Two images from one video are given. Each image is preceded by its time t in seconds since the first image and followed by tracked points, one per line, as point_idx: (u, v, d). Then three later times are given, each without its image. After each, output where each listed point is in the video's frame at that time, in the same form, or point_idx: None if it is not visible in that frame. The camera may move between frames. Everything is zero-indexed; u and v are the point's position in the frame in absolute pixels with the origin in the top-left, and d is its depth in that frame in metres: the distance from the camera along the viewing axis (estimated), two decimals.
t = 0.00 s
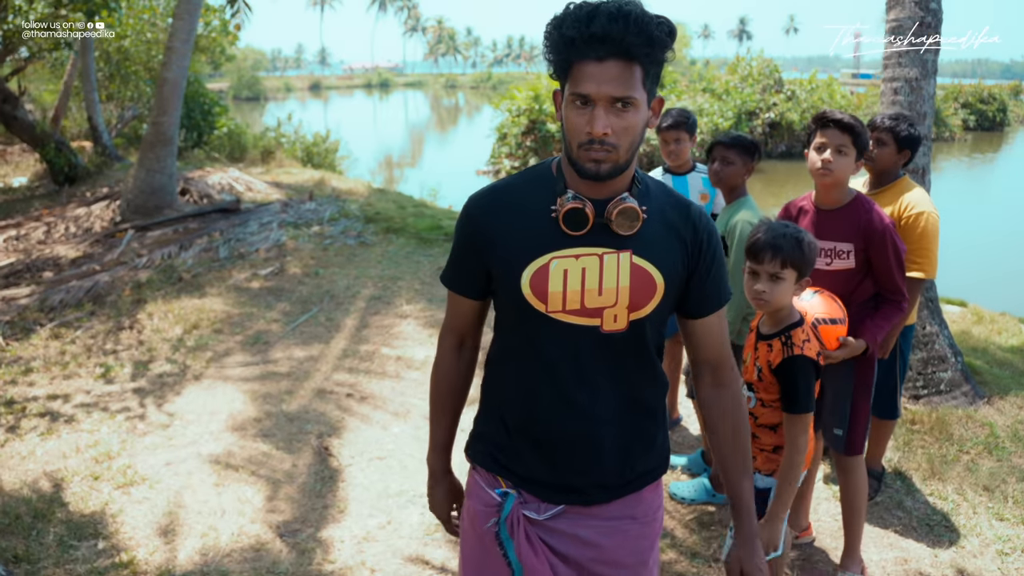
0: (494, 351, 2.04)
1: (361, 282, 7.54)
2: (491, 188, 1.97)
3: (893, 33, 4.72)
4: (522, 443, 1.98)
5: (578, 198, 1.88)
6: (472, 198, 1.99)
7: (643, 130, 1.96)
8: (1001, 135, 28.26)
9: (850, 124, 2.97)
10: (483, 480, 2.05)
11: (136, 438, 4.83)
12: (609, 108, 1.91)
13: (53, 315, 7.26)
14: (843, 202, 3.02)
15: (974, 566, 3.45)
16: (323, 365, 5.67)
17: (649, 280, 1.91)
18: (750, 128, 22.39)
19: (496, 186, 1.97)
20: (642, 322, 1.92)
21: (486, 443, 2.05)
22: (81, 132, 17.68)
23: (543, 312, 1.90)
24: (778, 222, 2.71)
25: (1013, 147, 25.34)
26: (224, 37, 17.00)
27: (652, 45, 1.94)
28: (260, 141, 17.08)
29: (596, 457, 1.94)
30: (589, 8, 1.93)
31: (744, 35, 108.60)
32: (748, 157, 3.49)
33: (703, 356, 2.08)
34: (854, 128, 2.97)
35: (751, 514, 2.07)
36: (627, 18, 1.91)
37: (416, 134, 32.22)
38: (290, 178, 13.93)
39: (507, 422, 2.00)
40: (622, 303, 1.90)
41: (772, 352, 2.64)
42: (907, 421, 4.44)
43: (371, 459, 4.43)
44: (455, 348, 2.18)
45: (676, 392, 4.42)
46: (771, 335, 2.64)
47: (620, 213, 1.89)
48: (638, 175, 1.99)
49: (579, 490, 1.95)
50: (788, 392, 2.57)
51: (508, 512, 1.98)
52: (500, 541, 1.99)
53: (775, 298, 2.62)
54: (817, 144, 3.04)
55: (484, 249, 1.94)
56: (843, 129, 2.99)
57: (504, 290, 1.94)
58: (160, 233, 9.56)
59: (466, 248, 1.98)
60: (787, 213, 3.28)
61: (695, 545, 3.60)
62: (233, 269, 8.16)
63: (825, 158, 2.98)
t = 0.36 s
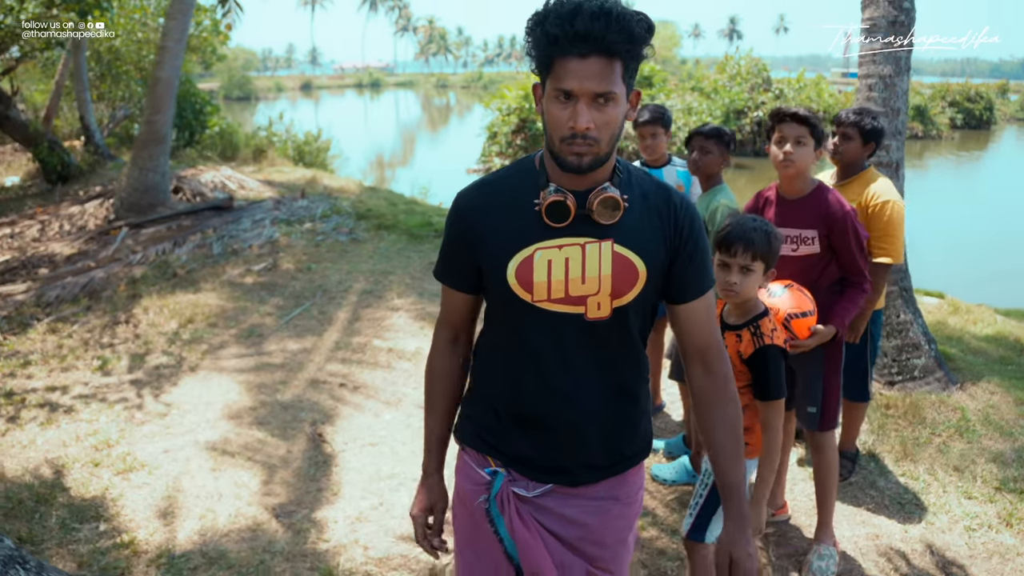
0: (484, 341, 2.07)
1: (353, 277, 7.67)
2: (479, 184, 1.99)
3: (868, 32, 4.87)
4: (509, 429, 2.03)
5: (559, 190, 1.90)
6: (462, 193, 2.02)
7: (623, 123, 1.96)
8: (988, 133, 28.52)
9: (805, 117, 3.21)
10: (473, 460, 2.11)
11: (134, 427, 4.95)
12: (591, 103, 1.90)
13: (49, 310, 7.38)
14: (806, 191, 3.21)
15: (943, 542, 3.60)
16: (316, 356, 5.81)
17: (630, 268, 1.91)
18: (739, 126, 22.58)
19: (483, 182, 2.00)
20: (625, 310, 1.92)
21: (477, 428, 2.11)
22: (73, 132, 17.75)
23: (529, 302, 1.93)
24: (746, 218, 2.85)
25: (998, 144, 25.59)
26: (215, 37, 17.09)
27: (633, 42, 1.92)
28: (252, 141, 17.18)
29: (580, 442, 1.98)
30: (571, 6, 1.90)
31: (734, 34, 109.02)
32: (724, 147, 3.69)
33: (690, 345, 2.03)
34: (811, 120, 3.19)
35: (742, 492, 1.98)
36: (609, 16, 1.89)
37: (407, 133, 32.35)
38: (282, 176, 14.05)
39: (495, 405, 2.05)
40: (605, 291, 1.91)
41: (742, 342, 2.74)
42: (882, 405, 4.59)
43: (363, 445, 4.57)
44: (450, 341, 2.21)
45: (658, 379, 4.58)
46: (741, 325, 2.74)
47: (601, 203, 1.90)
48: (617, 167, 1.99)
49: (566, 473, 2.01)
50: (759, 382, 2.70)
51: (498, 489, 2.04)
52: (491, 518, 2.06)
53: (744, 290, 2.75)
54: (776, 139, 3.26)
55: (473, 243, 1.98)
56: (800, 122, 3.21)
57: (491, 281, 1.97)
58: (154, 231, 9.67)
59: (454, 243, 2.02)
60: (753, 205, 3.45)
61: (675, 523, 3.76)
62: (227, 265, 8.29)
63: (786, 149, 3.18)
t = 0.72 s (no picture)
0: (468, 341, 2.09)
1: (345, 272, 7.82)
2: (459, 185, 1.99)
3: (845, 30, 5.02)
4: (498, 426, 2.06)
5: (537, 192, 1.91)
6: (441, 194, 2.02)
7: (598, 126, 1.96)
8: (976, 131, 28.78)
9: (773, 111, 3.49)
10: (462, 456, 2.13)
11: (133, 417, 5.08)
12: (568, 107, 1.89)
13: (46, 306, 7.49)
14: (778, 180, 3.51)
15: (913, 519, 3.76)
16: (309, 349, 5.95)
17: (608, 265, 1.93)
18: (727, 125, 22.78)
19: (462, 182, 2.00)
20: (604, 306, 1.94)
21: (465, 424, 2.13)
22: (65, 131, 17.82)
23: (510, 302, 1.94)
24: (712, 208, 2.93)
25: (985, 143, 25.83)
26: (206, 37, 17.19)
27: (608, 47, 1.93)
28: (245, 140, 17.29)
29: (569, 437, 2.02)
30: (548, 12, 1.90)
31: (724, 34, 109.41)
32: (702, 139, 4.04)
33: (666, 338, 2.03)
34: (776, 112, 3.48)
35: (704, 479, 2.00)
36: (585, 21, 1.89)
37: (399, 134, 32.49)
38: (275, 175, 14.17)
39: (483, 403, 2.07)
40: (584, 288, 1.93)
41: (713, 331, 2.85)
42: (858, 392, 4.75)
43: (356, 433, 4.71)
44: (432, 342, 2.19)
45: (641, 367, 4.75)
46: (711, 315, 2.84)
47: (578, 203, 1.91)
48: (593, 165, 1.99)
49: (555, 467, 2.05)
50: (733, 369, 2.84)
51: (489, 485, 2.08)
52: (484, 511, 2.09)
53: (718, 279, 2.86)
54: (747, 131, 3.52)
55: (453, 245, 1.99)
56: (767, 116, 3.50)
57: (473, 281, 1.98)
58: (148, 228, 9.79)
59: (434, 242, 2.02)
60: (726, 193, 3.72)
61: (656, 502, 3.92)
62: (221, 262, 8.42)
63: (757, 141, 3.46)
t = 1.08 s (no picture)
0: (450, 352, 2.14)
1: (339, 268, 7.98)
2: (437, 202, 2.02)
3: (823, 32, 5.18)
4: (488, 436, 2.08)
5: (517, 205, 1.94)
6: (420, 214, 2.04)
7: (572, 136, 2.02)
8: (965, 130, 29.01)
9: (748, 107, 3.69)
10: (458, 469, 2.13)
11: (133, 407, 5.22)
12: (543, 119, 1.95)
13: (44, 302, 7.62)
14: (752, 172, 3.73)
15: (885, 500, 3.92)
16: (304, 342, 6.12)
17: (591, 271, 1.97)
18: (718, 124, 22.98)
19: (438, 200, 2.03)
20: (589, 312, 1.99)
21: (451, 437, 2.15)
22: (59, 130, 17.91)
23: (498, 315, 1.97)
24: (683, 196, 3.07)
25: (973, 142, 26.07)
26: (200, 37, 17.30)
27: (579, 59, 1.99)
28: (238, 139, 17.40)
29: (559, 442, 2.06)
30: (519, 29, 1.95)
31: (716, 34, 109.68)
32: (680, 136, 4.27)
33: (637, 338, 2.13)
34: (750, 108, 3.69)
35: (660, 473, 2.11)
36: (557, 35, 1.94)
37: (392, 134, 32.64)
38: (268, 174, 14.30)
39: (470, 413, 2.10)
40: (570, 296, 1.96)
41: (684, 315, 3.00)
42: (836, 380, 4.93)
43: (351, 421, 4.87)
44: (413, 356, 2.25)
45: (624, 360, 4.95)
46: (682, 299, 2.99)
47: (559, 213, 1.95)
48: (568, 174, 2.04)
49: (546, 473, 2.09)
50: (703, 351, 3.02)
51: (489, 497, 2.09)
52: (486, 523, 2.10)
53: (690, 264, 3.00)
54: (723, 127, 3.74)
55: (438, 262, 2.01)
56: (741, 111, 3.71)
57: (458, 297, 2.00)
58: (144, 226, 9.93)
59: (415, 259, 2.05)
60: (705, 186, 3.95)
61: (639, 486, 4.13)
62: (216, 259, 8.57)
63: (732, 136, 3.69)
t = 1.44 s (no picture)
0: (436, 366, 2.13)
1: (337, 265, 8.13)
2: (420, 216, 2.03)
3: (808, 34, 5.34)
4: (480, 448, 2.07)
5: (502, 212, 1.97)
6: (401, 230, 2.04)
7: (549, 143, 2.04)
8: (959, 130, 29.22)
9: (734, 105, 3.81)
10: (447, 482, 2.12)
11: (137, 400, 5.37)
12: (521, 127, 1.97)
13: (48, 299, 7.76)
14: (737, 168, 3.91)
15: (864, 485, 4.08)
16: (304, 337, 6.27)
17: (580, 273, 2.03)
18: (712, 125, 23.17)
19: (420, 215, 2.04)
20: (579, 313, 2.04)
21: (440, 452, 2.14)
22: (58, 131, 18.03)
23: (490, 323, 1.98)
24: (658, 192, 3.25)
25: (966, 142, 26.28)
26: (198, 38, 17.42)
27: (556, 65, 2.01)
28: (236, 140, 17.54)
29: (553, 448, 2.07)
30: (495, 38, 1.96)
31: (711, 34, 109.94)
32: (666, 135, 4.43)
33: (612, 335, 2.25)
34: (738, 107, 3.80)
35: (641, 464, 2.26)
36: (533, 43, 1.96)
37: (389, 134, 32.81)
38: (266, 174, 14.45)
39: (461, 424, 2.09)
40: (562, 298, 2.00)
41: (665, 304, 3.12)
42: (820, 371, 5.08)
43: (350, 412, 5.03)
44: (400, 376, 2.26)
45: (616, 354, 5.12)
46: (661, 290, 3.12)
47: (545, 217, 1.99)
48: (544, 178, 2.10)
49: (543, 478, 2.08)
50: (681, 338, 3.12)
51: (482, 510, 2.06)
52: (476, 537, 2.08)
53: (667, 255, 3.16)
54: (710, 125, 3.88)
55: (426, 277, 2.00)
56: (728, 109, 3.83)
57: (447, 310, 2.00)
58: (145, 226, 10.07)
59: (400, 275, 2.03)
60: (691, 181, 4.11)
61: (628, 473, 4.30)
62: (216, 257, 8.72)
63: (719, 133, 3.83)
